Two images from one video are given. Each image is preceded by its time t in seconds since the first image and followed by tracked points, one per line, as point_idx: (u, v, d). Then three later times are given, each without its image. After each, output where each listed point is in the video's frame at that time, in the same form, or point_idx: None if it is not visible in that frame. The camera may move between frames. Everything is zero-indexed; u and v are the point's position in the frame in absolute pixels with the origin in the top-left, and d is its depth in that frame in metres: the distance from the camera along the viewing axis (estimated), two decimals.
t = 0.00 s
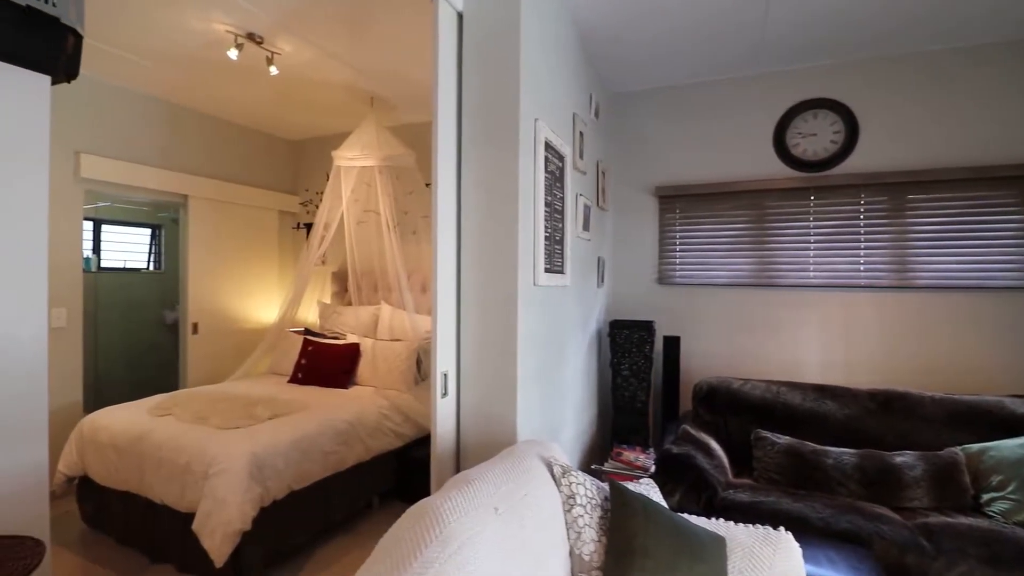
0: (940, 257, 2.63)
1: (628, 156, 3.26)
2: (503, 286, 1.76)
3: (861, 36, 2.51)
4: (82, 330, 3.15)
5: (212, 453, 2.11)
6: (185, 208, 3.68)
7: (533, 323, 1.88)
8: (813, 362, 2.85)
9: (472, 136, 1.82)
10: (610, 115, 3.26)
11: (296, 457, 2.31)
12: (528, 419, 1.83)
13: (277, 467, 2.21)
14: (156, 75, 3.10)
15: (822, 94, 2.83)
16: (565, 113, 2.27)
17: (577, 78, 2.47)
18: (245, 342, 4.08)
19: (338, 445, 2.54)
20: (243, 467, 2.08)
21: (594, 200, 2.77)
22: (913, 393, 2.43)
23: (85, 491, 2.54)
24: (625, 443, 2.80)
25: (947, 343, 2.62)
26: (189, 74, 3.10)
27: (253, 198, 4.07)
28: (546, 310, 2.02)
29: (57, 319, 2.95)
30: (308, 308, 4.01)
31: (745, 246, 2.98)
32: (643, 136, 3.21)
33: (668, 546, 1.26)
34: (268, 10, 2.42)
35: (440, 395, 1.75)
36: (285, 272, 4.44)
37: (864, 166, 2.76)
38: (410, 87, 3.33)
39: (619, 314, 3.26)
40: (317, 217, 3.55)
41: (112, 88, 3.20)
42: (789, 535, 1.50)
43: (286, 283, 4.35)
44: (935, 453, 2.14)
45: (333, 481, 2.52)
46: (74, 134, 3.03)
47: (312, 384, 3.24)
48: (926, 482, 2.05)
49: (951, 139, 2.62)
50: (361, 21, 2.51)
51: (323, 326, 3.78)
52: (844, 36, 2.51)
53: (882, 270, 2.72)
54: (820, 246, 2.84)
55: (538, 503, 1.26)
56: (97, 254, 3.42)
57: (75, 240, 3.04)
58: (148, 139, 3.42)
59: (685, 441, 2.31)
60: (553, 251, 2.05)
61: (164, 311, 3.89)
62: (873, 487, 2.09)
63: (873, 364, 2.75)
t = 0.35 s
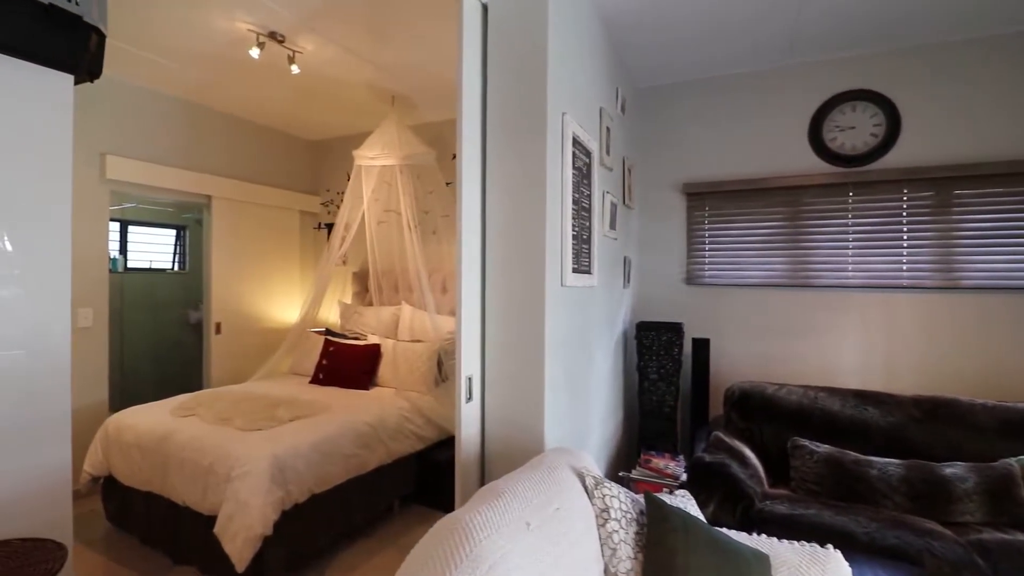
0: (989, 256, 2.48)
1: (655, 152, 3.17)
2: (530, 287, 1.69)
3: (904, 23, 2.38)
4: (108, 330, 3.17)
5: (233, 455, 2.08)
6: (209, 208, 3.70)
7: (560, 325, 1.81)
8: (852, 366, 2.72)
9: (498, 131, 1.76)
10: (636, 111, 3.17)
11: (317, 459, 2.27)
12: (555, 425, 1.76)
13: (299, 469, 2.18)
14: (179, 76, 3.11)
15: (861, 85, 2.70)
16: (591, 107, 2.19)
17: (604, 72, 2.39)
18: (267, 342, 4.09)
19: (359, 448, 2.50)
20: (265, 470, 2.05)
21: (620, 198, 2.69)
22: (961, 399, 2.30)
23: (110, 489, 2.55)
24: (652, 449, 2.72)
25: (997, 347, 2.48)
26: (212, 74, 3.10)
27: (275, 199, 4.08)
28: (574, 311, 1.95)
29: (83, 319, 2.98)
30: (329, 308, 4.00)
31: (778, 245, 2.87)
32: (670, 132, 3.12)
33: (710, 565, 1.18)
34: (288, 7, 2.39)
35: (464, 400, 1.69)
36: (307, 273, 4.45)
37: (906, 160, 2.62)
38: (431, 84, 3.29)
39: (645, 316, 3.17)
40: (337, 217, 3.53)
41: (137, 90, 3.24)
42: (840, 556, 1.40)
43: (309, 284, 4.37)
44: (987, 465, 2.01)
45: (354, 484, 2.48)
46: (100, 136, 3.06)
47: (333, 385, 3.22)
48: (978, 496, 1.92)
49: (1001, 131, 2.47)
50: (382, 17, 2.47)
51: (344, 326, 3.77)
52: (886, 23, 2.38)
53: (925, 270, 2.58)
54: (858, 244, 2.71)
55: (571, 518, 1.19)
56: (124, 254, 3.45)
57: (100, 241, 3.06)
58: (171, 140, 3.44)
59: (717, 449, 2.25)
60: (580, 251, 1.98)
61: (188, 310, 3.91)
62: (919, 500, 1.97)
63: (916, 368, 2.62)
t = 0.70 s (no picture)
0: None
1: (682, 149, 3.06)
2: (556, 289, 1.61)
3: (952, 8, 2.23)
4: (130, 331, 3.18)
5: (251, 461, 2.04)
6: (229, 209, 3.70)
7: (587, 329, 1.72)
8: (892, 372, 2.59)
9: (522, 126, 1.68)
10: (662, 107, 3.07)
11: (335, 465, 2.22)
12: (582, 434, 1.68)
13: (317, 475, 2.13)
14: (199, 76, 3.10)
15: (903, 76, 2.56)
16: (619, 102, 2.10)
17: (630, 65, 2.29)
18: (287, 343, 4.08)
19: (378, 453, 2.45)
20: (282, 476, 2.00)
21: (646, 196, 2.58)
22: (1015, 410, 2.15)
23: (130, 491, 2.54)
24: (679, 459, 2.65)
25: None
26: (231, 74, 3.09)
27: (294, 200, 4.07)
28: (601, 315, 1.87)
29: (105, 319, 2.99)
30: (348, 309, 3.97)
31: (812, 245, 2.75)
32: (698, 129, 3.01)
33: None
34: (306, 4, 2.35)
35: (487, 408, 1.61)
36: (326, 274, 4.44)
37: (952, 155, 2.47)
38: (451, 82, 3.22)
39: (671, 319, 3.06)
40: (356, 218, 3.50)
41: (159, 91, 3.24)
42: None
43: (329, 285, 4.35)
44: None
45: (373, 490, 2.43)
46: (121, 137, 3.07)
47: (352, 387, 3.18)
48: None
49: None
50: (401, 13, 2.41)
51: (363, 327, 3.74)
52: (934, 8, 2.24)
53: (973, 271, 2.43)
54: (900, 244, 2.57)
55: (605, 540, 1.11)
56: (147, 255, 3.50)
57: (121, 242, 3.07)
58: (191, 141, 3.44)
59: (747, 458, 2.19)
60: (607, 252, 1.89)
61: (209, 311, 3.94)
62: (972, 519, 1.84)
63: (963, 375, 2.47)
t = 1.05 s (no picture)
0: None
1: (711, 144, 2.94)
2: (585, 289, 1.53)
3: None
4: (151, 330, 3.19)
5: (270, 464, 2.00)
6: (249, 209, 3.68)
7: (618, 331, 1.63)
8: (939, 377, 2.44)
9: (549, 116, 1.60)
10: (690, 100, 2.96)
11: (354, 469, 2.17)
12: (612, 441, 1.59)
13: (336, 479, 2.08)
14: (219, 74, 3.09)
15: (950, 63, 2.41)
16: (648, 92, 2.00)
17: (659, 55, 2.19)
18: (307, 343, 4.07)
19: (398, 457, 2.39)
20: (301, 479, 1.95)
21: (675, 192, 2.48)
22: None
23: (150, 492, 2.53)
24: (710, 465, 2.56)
25: None
26: (250, 72, 3.07)
27: (314, 199, 4.05)
28: (631, 316, 1.78)
29: (126, 319, 2.99)
30: (367, 308, 3.93)
31: (851, 243, 2.62)
32: (729, 122, 2.89)
33: None
34: None
35: (513, 413, 1.53)
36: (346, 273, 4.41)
37: (1005, 146, 2.32)
38: (471, 78, 3.15)
39: (699, 319, 2.95)
40: (375, 217, 3.46)
41: (179, 91, 3.25)
42: None
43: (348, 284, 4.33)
44: None
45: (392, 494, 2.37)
46: (143, 137, 3.07)
47: (371, 388, 3.14)
48: None
49: None
50: (421, 5, 2.34)
51: (382, 327, 3.70)
52: None
53: None
54: (947, 241, 2.42)
55: (645, 561, 1.02)
56: (169, 255, 3.51)
57: (143, 242, 3.07)
58: (212, 140, 3.44)
59: (786, 467, 2.08)
60: (638, 249, 1.80)
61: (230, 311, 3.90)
62: None
63: (1017, 381, 2.31)
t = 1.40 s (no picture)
0: None
1: (741, 137, 2.83)
2: (619, 289, 1.45)
3: None
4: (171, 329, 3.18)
5: (289, 467, 1.96)
6: (268, 208, 3.66)
7: (652, 333, 1.55)
8: (987, 382, 2.31)
9: (579, 106, 1.51)
10: (719, 93, 2.85)
11: (375, 473, 2.12)
12: (647, 449, 1.51)
13: (356, 483, 2.03)
14: (237, 72, 3.07)
15: (999, 50, 2.27)
16: (681, 82, 1.91)
17: (691, 44, 2.10)
18: (326, 343, 4.05)
19: (419, 460, 2.34)
20: (321, 483, 1.91)
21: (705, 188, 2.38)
22: None
23: (170, 493, 2.51)
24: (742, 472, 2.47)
25: None
26: (269, 69, 3.04)
27: (332, 198, 4.03)
28: (664, 317, 1.69)
29: (147, 318, 2.98)
30: (385, 308, 3.90)
31: (890, 240, 2.50)
32: (760, 115, 2.78)
33: None
34: None
35: (542, 420, 1.46)
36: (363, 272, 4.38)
37: None
38: (492, 73, 3.09)
39: (728, 321, 2.85)
40: (394, 216, 3.41)
41: (199, 89, 3.23)
42: None
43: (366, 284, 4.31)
44: None
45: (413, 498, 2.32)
46: (163, 136, 3.06)
47: (390, 389, 3.09)
48: None
49: None
50: None
51: (400, 328, 3.66)
52: None
53: None
54: (995, 239, 2.30)
55: None
56: (189, 255, 3.60)
57: (164, 241, 3.06)
58: (231, 139, 3.42)
59: (824, 477, 1.98)
60: (671, 247, 1.71)
61: (250, 310, 3.91)
62: None
63: None
